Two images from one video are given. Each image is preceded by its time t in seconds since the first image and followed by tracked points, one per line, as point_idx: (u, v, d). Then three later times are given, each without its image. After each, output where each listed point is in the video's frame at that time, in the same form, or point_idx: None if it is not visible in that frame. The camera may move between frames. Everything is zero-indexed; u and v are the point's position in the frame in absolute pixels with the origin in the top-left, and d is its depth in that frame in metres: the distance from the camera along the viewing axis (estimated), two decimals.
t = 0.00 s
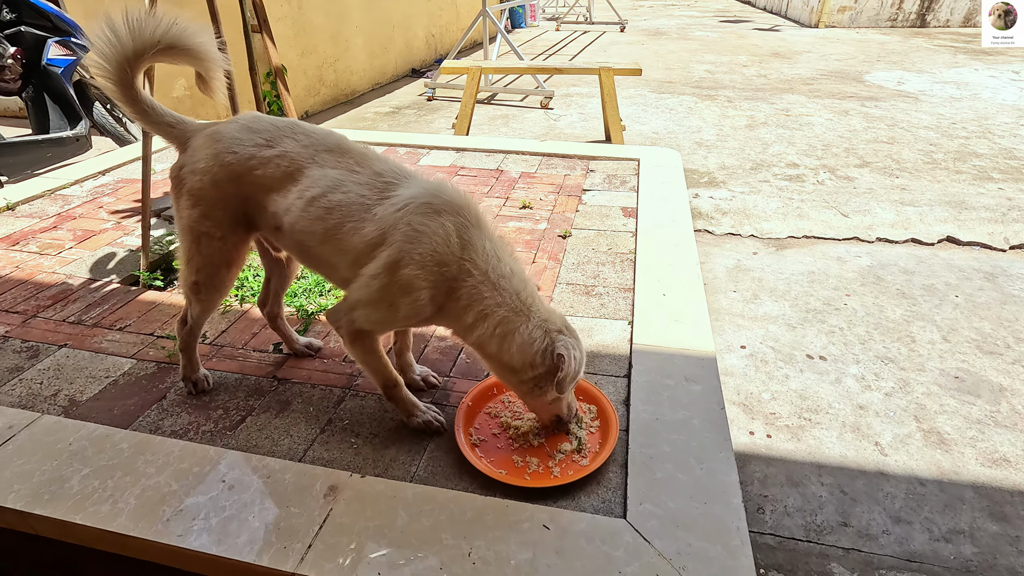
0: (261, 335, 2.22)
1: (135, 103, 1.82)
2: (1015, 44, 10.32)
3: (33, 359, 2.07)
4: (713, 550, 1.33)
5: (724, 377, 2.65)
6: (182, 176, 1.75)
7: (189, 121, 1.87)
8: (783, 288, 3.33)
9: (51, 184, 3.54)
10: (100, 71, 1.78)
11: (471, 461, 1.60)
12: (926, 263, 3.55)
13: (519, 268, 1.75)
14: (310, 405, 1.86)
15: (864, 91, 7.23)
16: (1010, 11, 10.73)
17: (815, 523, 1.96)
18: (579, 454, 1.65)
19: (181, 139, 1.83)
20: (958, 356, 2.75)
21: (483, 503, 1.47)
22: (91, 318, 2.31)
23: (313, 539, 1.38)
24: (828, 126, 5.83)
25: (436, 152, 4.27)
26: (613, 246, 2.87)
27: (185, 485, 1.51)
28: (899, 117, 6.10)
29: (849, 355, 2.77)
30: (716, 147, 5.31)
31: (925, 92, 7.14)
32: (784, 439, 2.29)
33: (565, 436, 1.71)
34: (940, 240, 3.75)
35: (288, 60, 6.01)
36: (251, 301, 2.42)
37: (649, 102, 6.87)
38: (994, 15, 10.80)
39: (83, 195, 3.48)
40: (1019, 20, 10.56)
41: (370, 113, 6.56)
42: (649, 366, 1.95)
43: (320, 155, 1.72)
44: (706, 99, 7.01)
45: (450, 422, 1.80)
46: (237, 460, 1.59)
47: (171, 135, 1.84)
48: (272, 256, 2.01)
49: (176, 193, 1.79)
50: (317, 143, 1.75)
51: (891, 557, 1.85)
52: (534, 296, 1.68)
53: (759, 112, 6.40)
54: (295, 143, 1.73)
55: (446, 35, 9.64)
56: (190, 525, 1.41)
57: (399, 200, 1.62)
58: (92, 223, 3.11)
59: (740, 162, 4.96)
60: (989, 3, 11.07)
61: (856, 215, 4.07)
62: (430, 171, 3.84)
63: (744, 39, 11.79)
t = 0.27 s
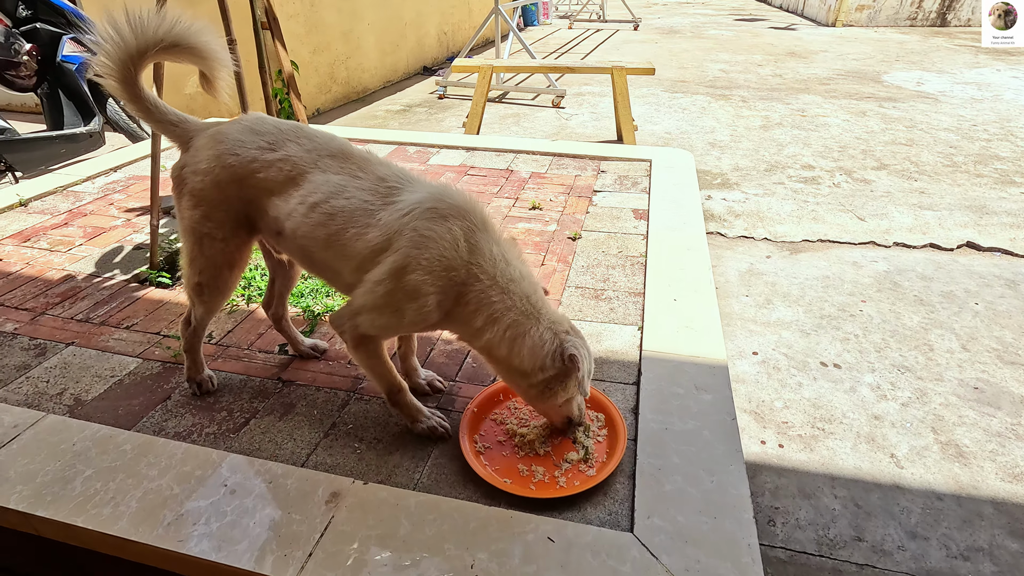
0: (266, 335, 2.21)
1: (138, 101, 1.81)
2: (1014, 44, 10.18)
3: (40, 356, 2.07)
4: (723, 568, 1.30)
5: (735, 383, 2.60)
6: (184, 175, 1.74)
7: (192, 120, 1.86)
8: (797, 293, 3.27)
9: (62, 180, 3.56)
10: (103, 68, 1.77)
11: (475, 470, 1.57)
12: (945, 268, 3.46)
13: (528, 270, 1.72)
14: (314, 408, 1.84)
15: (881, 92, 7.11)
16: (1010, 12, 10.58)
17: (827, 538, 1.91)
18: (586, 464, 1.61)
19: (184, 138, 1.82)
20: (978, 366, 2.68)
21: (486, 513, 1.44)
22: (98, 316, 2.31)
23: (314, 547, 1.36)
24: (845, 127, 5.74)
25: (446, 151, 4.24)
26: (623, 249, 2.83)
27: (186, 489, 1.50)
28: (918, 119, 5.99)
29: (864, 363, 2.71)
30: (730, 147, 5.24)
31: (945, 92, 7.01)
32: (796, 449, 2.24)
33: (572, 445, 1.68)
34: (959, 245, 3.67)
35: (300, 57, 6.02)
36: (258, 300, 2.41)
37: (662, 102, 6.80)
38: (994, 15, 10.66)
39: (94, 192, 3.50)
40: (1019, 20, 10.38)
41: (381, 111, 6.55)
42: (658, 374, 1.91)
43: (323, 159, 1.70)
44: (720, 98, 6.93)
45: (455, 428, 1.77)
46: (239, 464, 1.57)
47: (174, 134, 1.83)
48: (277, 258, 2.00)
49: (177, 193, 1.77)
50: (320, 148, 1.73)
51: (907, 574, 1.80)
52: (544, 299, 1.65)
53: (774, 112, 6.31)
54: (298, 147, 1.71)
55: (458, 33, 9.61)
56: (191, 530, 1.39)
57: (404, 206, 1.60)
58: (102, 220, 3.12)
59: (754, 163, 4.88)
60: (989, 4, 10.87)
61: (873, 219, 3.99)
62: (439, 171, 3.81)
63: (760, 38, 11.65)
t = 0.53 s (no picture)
0: (268, 335, 2.19)
1: (135, 97, 1.79)
2: (1016, 44, 9.67)
3: (41, 355, 2.07)
4: None
5: (741, 386, 2.57)
6: (182, 173, 1.72)
7: (191, 118, 1.84)
8: (804, 294, 3.22)
9: (67, 177, 3.56)
10: (101, 65, 1.75)
11: (476, 474, 1.55)
12: (956, 271, 3.41)
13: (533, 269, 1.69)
14: (315, 409, 1.82)
15: (891, 90, 7.03)
16: (1011, 10, 9.85)
17: (835, 545, 1.88)
18: (589, 469, 1.59)
19: (183, 136, 1.80)
20: (989, 371, 2.64)
21: (488, 519, 1.42)
22: (100, 315, 2.30)
23: (313, 553, 1.34)
24: (854, 126, 5.67)
25: (451, 149, 4.22)
26: (629, 249, 2.80)
27: (186, 491, 1.48)
28: (928, 118, 5.91)
29: (873, 367, 2.67)
30: (737, 146, 5.19)
31: (956, 91, 6.92)
32: (803, 454, 2.21)
33: (576, 450, 1.67)
34: (970, 247, 3.62)
35: (305, 54, 6.00)
36: (260, 299, 2.39)
37: (669, 100, 6.75)
38: (994, 14, 9.92)
39: (98, 189, 3.49)
40: (1020, 19, 9.76)
41: (385, 108, 6.53)
42: (663, 378, 1.88)
43: (323, 158, 1.67)
44: (728, 97, 6.87)
45: (457, 431, 1.75)
46: (239, 466, 1.56)
47: (172, 132, 1.81)
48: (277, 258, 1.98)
49: (176, 191, 1.75)
50: (319, 146, 1.71)
51: None
52: (548, 299, 1.62)
53: (782, 111, 6.25)
54: (297, 145, 1.69)
55: (463, 30, 9.56)
56: (189, 534, 1.38)
57: (404, 205, 1.58)
58: (105, 217, 3.11)
59: (762, 162, 4.83)
60: (988, 2, 10.10)
61: (882, 220, 3.94)
62: (444, 169, 3.79)
63: (767, 35, 11.54)
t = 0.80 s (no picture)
0: (274, 335, 2.17)
1: (140, 95, 1.77)
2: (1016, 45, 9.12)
3: (46, 355, 2.05)
4: None
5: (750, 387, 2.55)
6: (186, 172, 1.70)
7: (196, 116, 1.82)
8: (812, 294, 3.20)
9: (70, 174, 3.54)
10: (105, 62, 1.73)
11: (486, 478, 1.53)
12: (965, 270, 3.39)
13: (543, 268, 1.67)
14: (322, 411, 1.80)
15: (898, 87, 6.97)
16: (1011, 10, 9.18)
17: (846, 549, 1.86)
18: (600, 473, 1.57)
19: (188, 134, 1.78)
20: (999, 372, 2.61)
21: (498, 524, 1.40)
22: (105, 314, 2.28)
23: (322, 558, 1.33)
24: (861, 123, 5.63)
25: (455, 146, 4.19)
26: (637, 248, 2.78)
27: (193, 495, 1.47)
28: (935, 115, 5.87)
29: (883, 368, 2.65)
30: (743, 144, 5.15)
31: (963, 88, 6.86)
32: (813, 456, 2.19)
33: (586, 453, 1.65)
34: (979, 246, 3.59)
35: (308, 50, 5.97)
36: (265, 299, 2.37)
37: (673, 97, 6.70)
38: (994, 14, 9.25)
39: (101, 186, 3.47)
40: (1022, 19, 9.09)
41: (388, 104, 6.50)
42: (673, 380, 1.86)
43: (328, 157, 1.65)
44: (732, 93, 6.82)
45: (465, 434, 1.73)
46: (246, 469, 1.54)
47: (177, 130, 1.79)
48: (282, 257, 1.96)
49: (180, 190, 1.73)
50: (324, 145, 1.68)
51: None
52: (558, 299, 1.59)
53: (787, 108, 6.21)
54: (302, 144, 1.67)
55: (466, 26, 9.50)
56: (197, 538, 1.36)
57: (412, 204, 1.55)
58: (109, 215, 3.09)
59: (767, 160, 4.80)
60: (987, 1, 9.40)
61: (890, 219, 3.91)
62: (449, 166, 3.76)
63: (772, 31, 11.47)
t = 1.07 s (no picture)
0: (282, 338, 2.14)
1: (144, 95, 1.73)
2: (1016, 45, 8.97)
3: (51, 359, 2.02)
4: None
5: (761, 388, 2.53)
6: (194, 173, 1.66)
7: (201, 116, 1.78)
8: (821, 294, 3.18)
9: (71, 172, 3.50)
10: (109, 62, 1.70)
11: (502, 483, 1.51)
12: (975, 269, 3.37)
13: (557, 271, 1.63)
14: (333, 416, 1.78)
15: (902, 84, 6.94)
16: (1011, 11, 8.89)
17: (863, 554, 1.85)
18: (617, 480, 1.56)
19: (194, 136, 1.74)
20: (1012, 374, 2.59)
21: (515, 533, 1.38)
22: (109, 316, 2.25)
23: (338, 569, 1.30)
24: (866, 121, 5.60)
25: (460, 144, 4.16)
26: (646, 248, 2.76)
27: (204, 504, 1.44)
28: (941, 112, 5.84)
29: (894, 369, 2.63)
30: (748, 141, 5.12)
31: (967, 85, 6.83)
32: (827, 459, 2.17)
33: (602, 459, 1.63)
34: (987, 245, 3.57)
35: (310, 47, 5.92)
36: (271, 301, 2.35)
37: (677, 93, 6.67)
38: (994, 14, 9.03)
39: (103, 185, 3.44)
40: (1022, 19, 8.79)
41: (390, 102, 6.46)
42: (688, 384, 1.84)
43: (338, 152, 1.61)
44: (736, 90, 6.79)
45: (479, 439, 1.71)
46: (258, 477, 1.52)
47: (183, 131, 1.76)
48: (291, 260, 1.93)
49: (187, 192, 1.70)
50: (334, 139, 1.64)
51: None
52: (570, 304, 1.55)
53: (792, 105, 6.18)
54: (311, 139, 1.63)
55: (467, 22, 9.44)
56: (209, 548, 1.34)
57: (426, 203, 1.52)
58: (112, 215, 3.06)
59: (773, 158, 4.77)
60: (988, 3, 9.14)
61: (897, 217, 3.89)
62: (454, 164, 3.73)
63: (774, 27, 11.43)
